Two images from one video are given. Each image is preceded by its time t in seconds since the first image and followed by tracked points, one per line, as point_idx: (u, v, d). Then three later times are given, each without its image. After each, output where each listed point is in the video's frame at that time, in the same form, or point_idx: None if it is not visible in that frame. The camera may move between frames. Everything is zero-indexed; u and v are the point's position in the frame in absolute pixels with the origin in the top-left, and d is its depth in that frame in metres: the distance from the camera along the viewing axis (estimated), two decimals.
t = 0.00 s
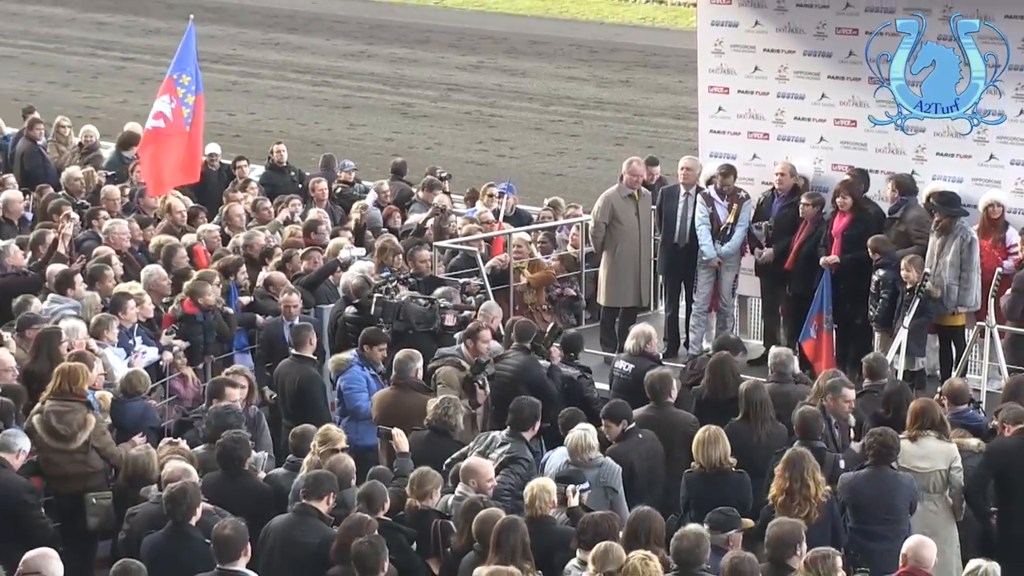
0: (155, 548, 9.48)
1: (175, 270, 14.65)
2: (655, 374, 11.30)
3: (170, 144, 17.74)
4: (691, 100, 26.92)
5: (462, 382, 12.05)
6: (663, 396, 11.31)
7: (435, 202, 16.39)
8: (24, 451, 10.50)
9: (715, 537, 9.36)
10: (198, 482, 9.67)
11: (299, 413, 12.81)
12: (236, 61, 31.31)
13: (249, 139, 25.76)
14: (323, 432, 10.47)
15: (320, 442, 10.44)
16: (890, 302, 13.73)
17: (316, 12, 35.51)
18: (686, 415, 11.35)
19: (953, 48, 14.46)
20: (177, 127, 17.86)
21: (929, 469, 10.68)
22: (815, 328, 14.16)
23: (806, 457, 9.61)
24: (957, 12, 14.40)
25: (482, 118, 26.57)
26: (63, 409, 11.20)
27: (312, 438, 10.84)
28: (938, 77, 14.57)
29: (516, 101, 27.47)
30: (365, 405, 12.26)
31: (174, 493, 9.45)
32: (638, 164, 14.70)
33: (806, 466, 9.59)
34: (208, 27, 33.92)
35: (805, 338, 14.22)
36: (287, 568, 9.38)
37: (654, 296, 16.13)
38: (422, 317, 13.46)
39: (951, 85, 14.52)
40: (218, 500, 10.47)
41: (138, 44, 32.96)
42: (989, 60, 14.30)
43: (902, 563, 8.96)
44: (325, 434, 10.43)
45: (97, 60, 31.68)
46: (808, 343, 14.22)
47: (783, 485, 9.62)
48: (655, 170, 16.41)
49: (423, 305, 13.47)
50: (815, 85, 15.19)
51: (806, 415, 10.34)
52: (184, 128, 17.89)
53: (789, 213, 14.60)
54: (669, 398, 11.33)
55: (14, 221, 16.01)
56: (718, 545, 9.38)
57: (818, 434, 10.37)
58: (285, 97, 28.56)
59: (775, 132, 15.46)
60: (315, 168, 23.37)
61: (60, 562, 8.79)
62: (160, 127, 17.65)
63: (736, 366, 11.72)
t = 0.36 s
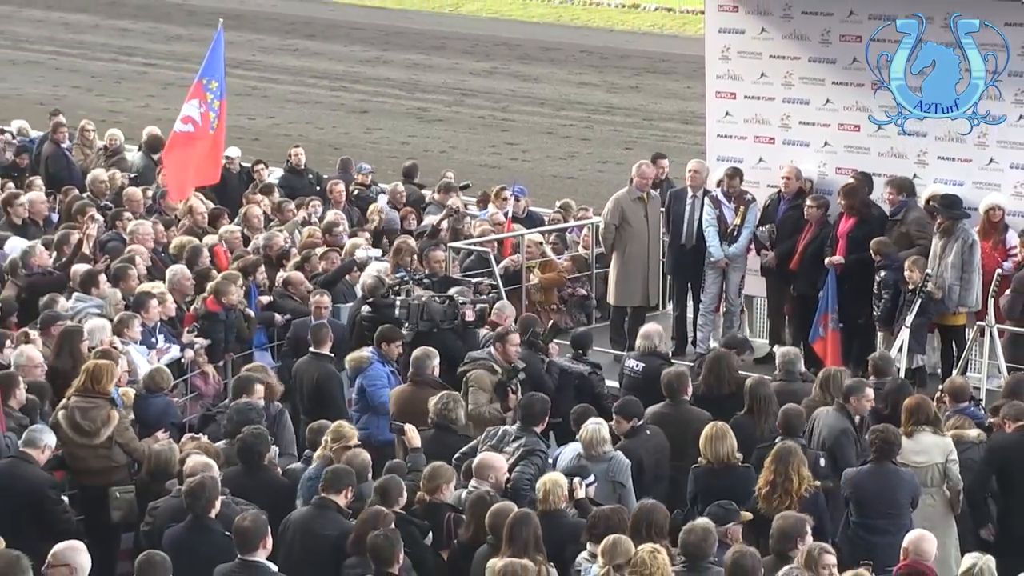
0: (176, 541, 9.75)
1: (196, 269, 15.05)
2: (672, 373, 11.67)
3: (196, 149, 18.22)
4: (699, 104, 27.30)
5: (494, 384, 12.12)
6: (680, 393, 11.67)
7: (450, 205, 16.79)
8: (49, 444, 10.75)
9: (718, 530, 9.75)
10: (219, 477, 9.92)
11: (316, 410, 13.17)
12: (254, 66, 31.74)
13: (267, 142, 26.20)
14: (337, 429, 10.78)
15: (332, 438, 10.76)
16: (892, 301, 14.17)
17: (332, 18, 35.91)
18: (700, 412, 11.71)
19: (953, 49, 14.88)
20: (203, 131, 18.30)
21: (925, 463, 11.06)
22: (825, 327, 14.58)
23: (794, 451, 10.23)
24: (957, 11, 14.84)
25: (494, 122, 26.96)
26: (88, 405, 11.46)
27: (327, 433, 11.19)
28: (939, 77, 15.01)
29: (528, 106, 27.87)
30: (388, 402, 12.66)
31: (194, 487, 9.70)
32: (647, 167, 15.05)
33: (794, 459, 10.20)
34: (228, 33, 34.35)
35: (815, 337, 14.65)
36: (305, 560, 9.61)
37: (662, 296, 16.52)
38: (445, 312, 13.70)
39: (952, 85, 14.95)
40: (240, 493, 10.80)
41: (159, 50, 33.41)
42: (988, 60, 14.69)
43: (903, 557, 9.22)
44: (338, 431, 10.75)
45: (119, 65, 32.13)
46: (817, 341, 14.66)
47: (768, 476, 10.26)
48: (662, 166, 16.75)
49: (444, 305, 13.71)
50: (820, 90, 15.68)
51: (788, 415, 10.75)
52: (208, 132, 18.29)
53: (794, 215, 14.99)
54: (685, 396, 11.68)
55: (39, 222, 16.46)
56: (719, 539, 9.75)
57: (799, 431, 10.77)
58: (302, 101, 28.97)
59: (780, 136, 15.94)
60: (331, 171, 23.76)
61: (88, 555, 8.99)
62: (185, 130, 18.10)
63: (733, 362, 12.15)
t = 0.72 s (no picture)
0: (194, 532, 9.97)
1: (215, 269, 15.46)
2: (681, 369, 12.04)
3: (229, 150, 19.04)
4: (706, 108, 27.71)
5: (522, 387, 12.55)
6: (687, 390, 12.05)
7: (462, 206, 17.20)
8: (72, 438, 10.95)
9: (726, 523, 10.10)
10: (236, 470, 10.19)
11: (332, 404, 13.51)
12: (269, 69, 32.16)
13: (285, 145, 26.61)
14: (343, 426, 10.96)
15: (341, 436, 10.92)
16: (893, 301, 14.47)
17: (347, 25, 36.35)
18: (708, 410, 12.05)
19: (954, 48, 15.46)
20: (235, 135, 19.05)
21: (925, 458, 11.39)
22: (829, 326, 14.96)
23: (789, 443, 10.55)
24: (957, 12, 15.42)
25: (505, 125, 27.36)
26: (109, 401, 11.64)
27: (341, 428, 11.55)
28: (939, 77, 15.59)
29: (538, 110, 28.26)
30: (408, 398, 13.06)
31: (211, 481, 9.95)
32: (654, 169, 15.42)
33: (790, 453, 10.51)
34: (246, 38, 34.80)
35: (819, 334, 15.03)
36: (317, 553, 9.80)
37: (669, 295, 16.92)
38: (459, 311, 13.97)
39: (953, 84, 15.53)
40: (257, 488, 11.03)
41: (178, 55, 33.85)
42: (988, 59, 15.30)
43: (904, 550, 9.51)
44: (346, 428, 10.92)
45: (139, 69, 32.56)
46: (821, 339, 15.04)
47: (771, 468, 10.53)
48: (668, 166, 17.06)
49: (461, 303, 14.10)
50: (823, 95, 16.23)
51: (783, 407, 11.20)
52: (240, 135, 19.06)
53: (797, 216, 15.39)
54: (693, 394, 12.05)
55: (61, 221, 16.95)
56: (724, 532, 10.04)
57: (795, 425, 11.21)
58: (317, 104, 29.37)
59: (783, 139, 16.47)
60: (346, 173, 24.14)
61: (113, 549, 9.00)
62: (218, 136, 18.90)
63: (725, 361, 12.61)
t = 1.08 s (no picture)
0: (214, 523, 10.35)
1: (234, 267, 15.86)
2: (684, 367, 12.42)
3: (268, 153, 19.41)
4: (713, 112, 28.09)
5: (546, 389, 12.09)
6: (692, 386, 12.42)
7: (473, 208, 17.60)
8: (94, 431, 11.33)
9: (730, 518, 10.34)
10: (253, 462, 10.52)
11: (347, 397, 13.90)
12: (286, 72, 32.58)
13: (302, 147, 27.01)
14: (336, 428, 10.88)
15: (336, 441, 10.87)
16: (894, 297, 14.91)
17: (362, 30, 36.79)
18: (711, 406, 12.42)
19: (954, 48, 15.86)
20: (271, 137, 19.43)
21: (926, 453, 11.76)
22: (830, 324, 15.35)
23: (798, 439, 10.88)
24: (957, 12, 15.81)
25: (516, 128, 27.75)
26: (132, 395, 12.06)
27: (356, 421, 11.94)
28: (940, 79, 15.99)
29: (548, 113, 28.66)
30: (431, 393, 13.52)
31: (230, 474, 10.33)
32: (662, 171, 15.80)
33: (800, 449, 10.87)
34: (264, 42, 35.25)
35: (822, 332, 15.46)
36: (333, 543, 10.14)
37: (677, 295, 17.29)
38: (479, 310, 14.34)
39: (953, 85, 15.93)
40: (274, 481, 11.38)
41: (197, 58, 34.29)
42: (989, 59, 15.70)
43: (906, 543, 9.83)
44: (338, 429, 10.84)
45: (160, 73, 33.00)
46: (823, 337, 15.48)
47: (780, 460, 10.90)
48: (676, 168, 17.33)
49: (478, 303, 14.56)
50: (826, 99, 16.71)
51: (788, 401, 11.60)
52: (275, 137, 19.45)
53: (801, 218, 15.78)
54: (697, 390, 12.43)
55: (83, 220, 17.36)
56: (733, 526, 10.31)
57: (799, 419, 11.59)
58: (333, 107, 29.77)
59: (788, 142, 16.96)
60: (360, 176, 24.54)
61: (134, 539, 9.14)
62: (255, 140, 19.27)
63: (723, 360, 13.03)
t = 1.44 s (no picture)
0: (234, 515, 10.75)
1: (254, 267, 16.29)
2: (690, 364, 12.74)
3: (305, 157, 19.88)
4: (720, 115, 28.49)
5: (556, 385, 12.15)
6: (698, 382, 12.76)
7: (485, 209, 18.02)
8: (117, 426, 11.60)
9: (738, 511, 10.59)
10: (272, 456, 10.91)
11: (362, 393, 14.30)
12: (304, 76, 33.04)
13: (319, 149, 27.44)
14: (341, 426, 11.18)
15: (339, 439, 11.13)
16: (898, 297, 15.22)
17: (378, 35, 37.26)
18: (717, 402, 12.77)
19: (954, 48, 16.44)
20: (303, 141, 19.84)
21: (931, 449, 11.98)
22: (834, 323, 15.77)
23: (806, 433, 11.23)
24: (957, 13, 16.38)
25: (529, 131, 28.16)
26: (154, 391, 12.36)
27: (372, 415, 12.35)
28: (941, 81, 16.54)
29: (559, 117, 29.07)
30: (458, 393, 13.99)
31: (250, 466, 10.68)
32: (671, 172, 16.18)
33: (808, 443, 11.23)
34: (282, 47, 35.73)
35: (826, 330, 15.88)
36: (348, 532, 10.53)
37: (685, 293, 17.68)
38: (495, 310, 14.80)
39: (954, 85, 16.49)
40: (293, 474, 11.77)
41: (217, 63, 34.77)
42: (989, 60, 16.24)
43: (908, 536, 10.02)
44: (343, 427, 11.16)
45: (182, 77, 33.47)
46: (827, 335, 15.90)
47: (786, 455, 11.27)
48: (682, 169, 17.60)
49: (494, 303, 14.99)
50: (831, 103, 17.19)
51: (772, 398, 11.99)
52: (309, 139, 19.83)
53: (806, 219, 16.16)
54: (703, 386, 12.78)
55: (106, 221, 17.79)
56: (739, 519, 10.56)
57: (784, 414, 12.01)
58: (350, 110, 30.21)
59: (794, 144, 17.44)
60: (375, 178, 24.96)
61: (155, 531, 9.26)
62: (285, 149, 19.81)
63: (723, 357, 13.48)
